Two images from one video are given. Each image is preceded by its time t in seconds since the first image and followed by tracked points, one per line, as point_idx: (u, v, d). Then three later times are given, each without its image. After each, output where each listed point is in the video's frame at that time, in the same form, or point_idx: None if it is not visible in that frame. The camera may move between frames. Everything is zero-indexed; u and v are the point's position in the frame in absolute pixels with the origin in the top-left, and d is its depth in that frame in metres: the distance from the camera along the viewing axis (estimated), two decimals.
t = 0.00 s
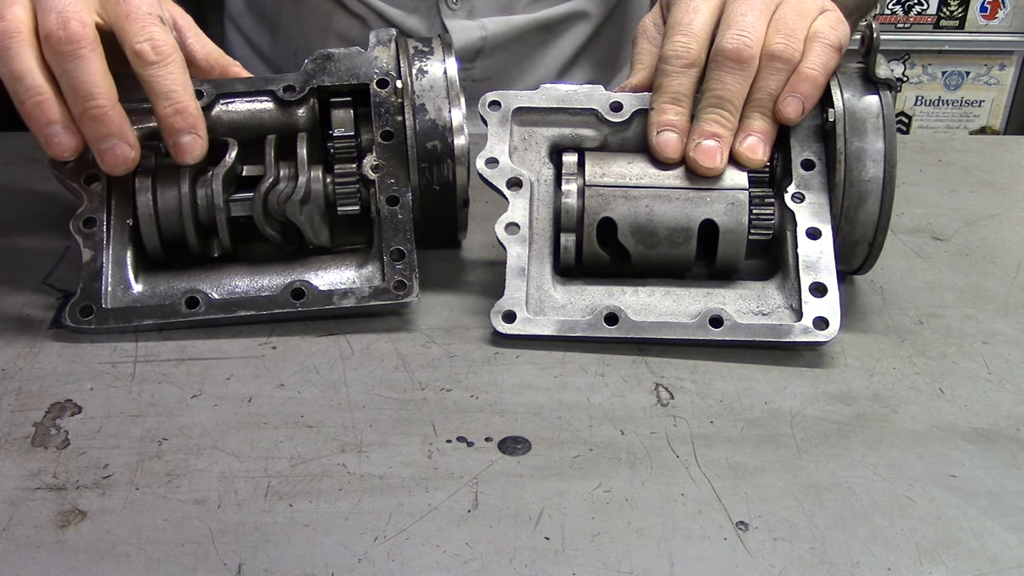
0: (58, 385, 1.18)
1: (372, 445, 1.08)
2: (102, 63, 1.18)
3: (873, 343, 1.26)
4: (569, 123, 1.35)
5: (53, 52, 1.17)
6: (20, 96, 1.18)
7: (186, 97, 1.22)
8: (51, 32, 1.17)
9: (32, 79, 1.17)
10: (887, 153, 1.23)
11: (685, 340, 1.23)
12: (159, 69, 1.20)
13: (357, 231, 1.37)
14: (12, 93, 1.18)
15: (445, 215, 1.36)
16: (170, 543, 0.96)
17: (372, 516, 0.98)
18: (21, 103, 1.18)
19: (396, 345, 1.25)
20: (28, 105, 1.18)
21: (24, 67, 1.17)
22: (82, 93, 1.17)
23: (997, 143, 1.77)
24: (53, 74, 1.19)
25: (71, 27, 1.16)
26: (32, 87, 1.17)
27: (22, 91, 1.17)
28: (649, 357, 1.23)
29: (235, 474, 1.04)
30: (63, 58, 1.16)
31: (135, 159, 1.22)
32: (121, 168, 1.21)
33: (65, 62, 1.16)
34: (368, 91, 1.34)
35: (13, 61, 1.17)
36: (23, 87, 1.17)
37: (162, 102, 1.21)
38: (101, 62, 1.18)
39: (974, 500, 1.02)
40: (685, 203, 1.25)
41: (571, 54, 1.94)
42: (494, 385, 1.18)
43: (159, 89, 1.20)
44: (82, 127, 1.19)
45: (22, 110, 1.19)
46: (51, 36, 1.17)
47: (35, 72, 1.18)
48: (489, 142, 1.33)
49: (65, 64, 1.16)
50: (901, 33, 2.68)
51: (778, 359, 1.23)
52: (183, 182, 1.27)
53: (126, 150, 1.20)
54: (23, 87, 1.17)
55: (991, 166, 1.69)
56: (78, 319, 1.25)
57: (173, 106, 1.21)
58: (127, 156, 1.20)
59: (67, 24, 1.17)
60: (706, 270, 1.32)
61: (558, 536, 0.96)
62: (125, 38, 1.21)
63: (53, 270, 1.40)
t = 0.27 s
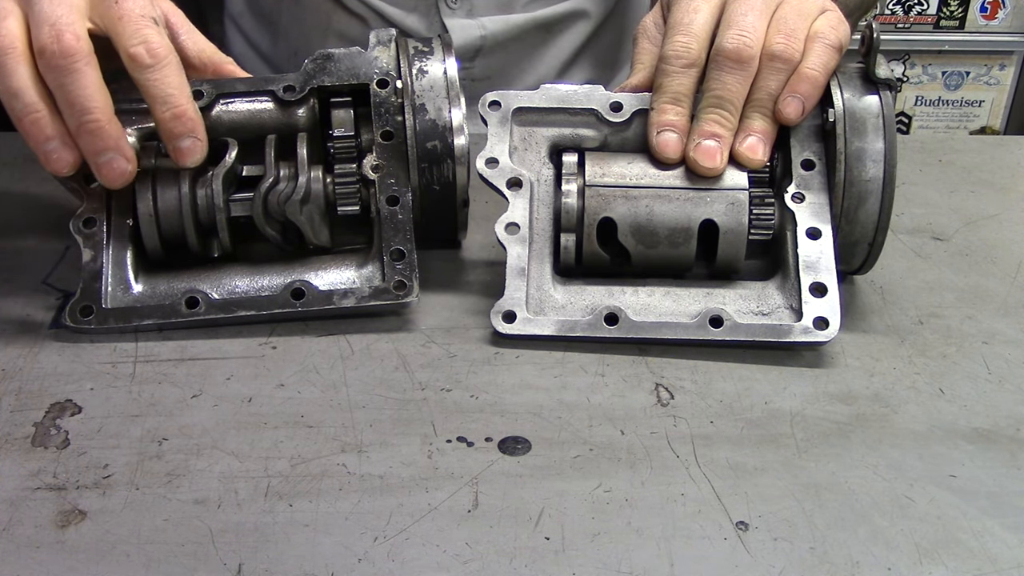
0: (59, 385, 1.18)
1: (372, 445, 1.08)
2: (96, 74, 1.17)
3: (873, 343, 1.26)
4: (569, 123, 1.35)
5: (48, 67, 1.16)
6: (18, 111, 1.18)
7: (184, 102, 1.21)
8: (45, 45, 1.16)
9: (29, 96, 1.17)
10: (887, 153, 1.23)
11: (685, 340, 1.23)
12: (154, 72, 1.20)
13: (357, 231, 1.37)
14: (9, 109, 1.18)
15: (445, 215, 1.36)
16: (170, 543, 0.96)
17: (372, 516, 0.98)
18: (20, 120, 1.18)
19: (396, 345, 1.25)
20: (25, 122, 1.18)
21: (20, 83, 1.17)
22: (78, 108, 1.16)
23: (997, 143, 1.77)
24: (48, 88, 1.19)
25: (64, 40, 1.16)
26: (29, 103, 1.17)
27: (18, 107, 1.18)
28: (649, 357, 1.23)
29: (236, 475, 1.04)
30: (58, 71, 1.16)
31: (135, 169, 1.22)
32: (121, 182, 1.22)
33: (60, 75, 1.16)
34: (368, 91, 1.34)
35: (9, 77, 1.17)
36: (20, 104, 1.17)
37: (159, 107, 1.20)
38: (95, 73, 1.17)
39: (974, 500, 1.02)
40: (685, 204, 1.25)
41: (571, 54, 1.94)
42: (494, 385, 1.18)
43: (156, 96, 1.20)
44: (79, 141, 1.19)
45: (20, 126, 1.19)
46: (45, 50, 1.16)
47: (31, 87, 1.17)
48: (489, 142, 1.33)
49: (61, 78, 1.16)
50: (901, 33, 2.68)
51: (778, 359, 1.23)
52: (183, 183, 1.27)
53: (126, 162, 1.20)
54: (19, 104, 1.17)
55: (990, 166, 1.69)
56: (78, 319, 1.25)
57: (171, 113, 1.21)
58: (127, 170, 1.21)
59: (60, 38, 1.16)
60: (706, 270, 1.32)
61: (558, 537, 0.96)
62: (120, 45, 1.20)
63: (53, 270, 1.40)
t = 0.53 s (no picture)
0: (58, 385, 1.18)
1: (372, 445, 1.08)
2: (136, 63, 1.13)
3: (873, 343, 1.26)
4: (569, 123, 1.35)
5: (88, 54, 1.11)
6: (51, 92, 1.12)
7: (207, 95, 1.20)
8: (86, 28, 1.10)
9: (61, 81, 1.11)
10: (887, 153, 1.23)
11: (685, 340, 1.23)
12: (182, 72, 1.17)
13: (357, 231, 1.37)
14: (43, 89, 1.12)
15: (445, 215, 1.36)
16: (170, 543, 0.96)
17: (372, 516, 0.98)
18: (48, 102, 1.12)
19: (396, 345, 1.25)
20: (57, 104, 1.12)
21: (53, 65, 1.10)
22: (119, 95, 1.13)
23: (997, 143, 1.77)
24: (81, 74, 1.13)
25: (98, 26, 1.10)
26: (64, 87, 1.11)
27: (54, 88, 1.11)
28: (649, 357, 1.23)
29: (236, 475, 1.04)
30: (95, 60, 1.11)
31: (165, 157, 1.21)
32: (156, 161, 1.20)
33: (97, 67, 1.11)
34: (368, 91, 1.34)
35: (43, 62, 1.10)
36: (53, 87, 1.11)
37: (183, 105, 1.18)
38: (136, 66, 1.13)
39: (974, 500, 1.02)
40: (685, 204, 1.25)
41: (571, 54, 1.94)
42: (494, 385, 1.18)
43: (180, 90, 1.17)
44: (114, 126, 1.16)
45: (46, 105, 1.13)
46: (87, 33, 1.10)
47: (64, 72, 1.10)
48: (489, 142, 1.33)
49: (99, 64, 1.11)
50: (901, 33, 2.68)
51: (778, 359, 1.23)
52: (183, 182, 1.27)
53: (161, 146, 1.19)
54: (53, 88, 1.11)
55: (990, 166, 1.69)
56: (78, 319, 1.24)
57: (199, 107, 1.19)
58: (159, 154, 1.19)
59: (105, 22, 1.10)
60: (706, 270, 1.32)
61: (558, 537, 0.96)
62: (152, 43, 1.15)
63: (53, 270, 1.40)
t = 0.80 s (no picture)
0: (59, 385, 1.18)
1: (372, 445, 1.08)
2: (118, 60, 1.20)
3: (873, 343, 1.26)
4: (569, 123, 1.35)
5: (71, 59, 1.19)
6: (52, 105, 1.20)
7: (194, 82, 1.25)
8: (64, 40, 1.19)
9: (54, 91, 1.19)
10: (887, 153, 1.23)
11: (685, 340, 1.23)
12: (166, 61, 1.23)
13: (356, 230, 1.37)
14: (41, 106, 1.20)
15: (445, 214, 1.36)
16: (170, 543, 0.96)
17: (372, 516, 0.98)
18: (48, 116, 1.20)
19: (396, 345, 1.25)
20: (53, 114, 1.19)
21: (45, 79, 1.19)
22: (110, 89, 1.19)
23: (997, 143, 1.77)
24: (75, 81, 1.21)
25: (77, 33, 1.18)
26: (58, 97, 1.19)
27: (49, 100, 1.19)
28: (649, 357, 1.23)
29: (236, 475, 1.04)
30: (78, 64, 1.19)
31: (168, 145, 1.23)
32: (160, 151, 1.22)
33: (82, 68, 1.19)
34: (368, 91, 1.34)
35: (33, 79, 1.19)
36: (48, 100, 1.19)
37: (173, 91, 1.23)
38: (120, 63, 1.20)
39: (974, 500, 1.02)
40: (685, 203, 1.25)
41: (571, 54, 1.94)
42: (494, 385, 1.18)
43: (168, 79, 1.23)
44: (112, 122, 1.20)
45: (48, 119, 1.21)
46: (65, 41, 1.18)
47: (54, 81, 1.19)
48: (489, 142, 1.33)
49: (81, 64, 1.19)
50: (901, 33, 2.68)
51: (778, 359, 1.23)
52: (183, 181, 1.27)
53: (155, 133, 1.21)
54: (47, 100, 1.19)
55: (990, 166, 1.69)
56: (78, 318, 1.24)
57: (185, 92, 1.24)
58: (156, 141, 1.21)
59: (82, 31, 1.18)
60: (706, 270, 1.31)
61: (558, 537, 0.96)
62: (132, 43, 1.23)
63: (53, 269, 1.40)
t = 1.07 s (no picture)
0: (59, 385, 1.18)
1: (372, 445, 1.08)
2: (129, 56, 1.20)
3: (873, 343, 1.26)
4: (569, 123, 1.35)
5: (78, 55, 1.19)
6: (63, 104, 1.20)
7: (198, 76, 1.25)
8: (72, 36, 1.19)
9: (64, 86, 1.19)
10: (887, 153, 1.23)
11: (685, 340, 1.23)
12: (165, 54, 1.23)
13: (356, 230, 1.37)
14: (52, 101, 1.20)
15: (445, 214, 1.36)
16: (170, 543, 0.96)
17: (372, 516, 0.98)
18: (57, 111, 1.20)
19: (396, 345, 1.25)
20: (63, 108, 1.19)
21: (55, 74, 1.19)
22: (120, 86, 1.19)
23: (997, 143, 1.77)
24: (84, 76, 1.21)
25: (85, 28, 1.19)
26: (68, 92, 1.19)
27: (60, 95, 1.19)
28: (649, 357, 1.23)
29: (236, 474, 1.04)
30: (86, 58, 1.19)
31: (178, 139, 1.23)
32: (170, 146, 1.23)
33: (90, 63, 1.19)
34: (368, 91, 1.34)
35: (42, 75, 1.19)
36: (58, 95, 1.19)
37: (171, 85, 1.23)
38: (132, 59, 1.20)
39: (974, 500, 1.02)
40: (685, 203, 1.25)
41: (571, 55, 1.94)
42: (494, 385, 1.18)
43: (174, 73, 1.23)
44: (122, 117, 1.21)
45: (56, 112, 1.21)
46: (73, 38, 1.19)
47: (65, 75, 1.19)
48: (489, 142, 1.33)
49: (89, 59, 1.19)
50: (901, 33, 2.68)
51: (778, 359, 1.23)
52: (183, 181, 1.27)
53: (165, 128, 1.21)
54: (57, 95, 1.19)
55: (990, 166, 1.69)
56: (78, 318, 1.24)
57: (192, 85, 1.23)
58: (168, 137, 1.21)
59: (88, 28, 1.19)
60: (706, 270, 1.31)
61: (558, 537, 0.96)
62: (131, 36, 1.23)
63: (53, 269, 1.40)
